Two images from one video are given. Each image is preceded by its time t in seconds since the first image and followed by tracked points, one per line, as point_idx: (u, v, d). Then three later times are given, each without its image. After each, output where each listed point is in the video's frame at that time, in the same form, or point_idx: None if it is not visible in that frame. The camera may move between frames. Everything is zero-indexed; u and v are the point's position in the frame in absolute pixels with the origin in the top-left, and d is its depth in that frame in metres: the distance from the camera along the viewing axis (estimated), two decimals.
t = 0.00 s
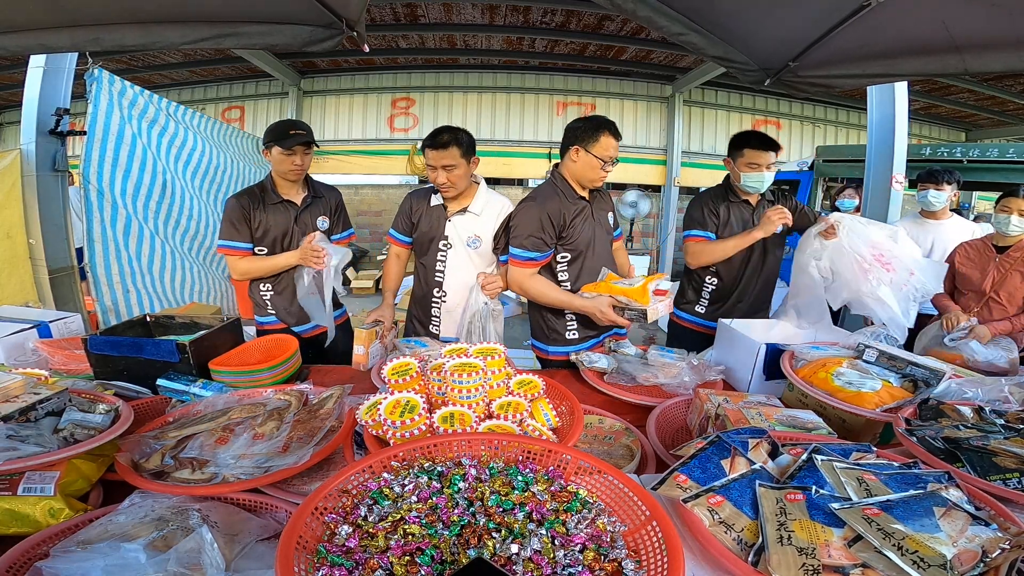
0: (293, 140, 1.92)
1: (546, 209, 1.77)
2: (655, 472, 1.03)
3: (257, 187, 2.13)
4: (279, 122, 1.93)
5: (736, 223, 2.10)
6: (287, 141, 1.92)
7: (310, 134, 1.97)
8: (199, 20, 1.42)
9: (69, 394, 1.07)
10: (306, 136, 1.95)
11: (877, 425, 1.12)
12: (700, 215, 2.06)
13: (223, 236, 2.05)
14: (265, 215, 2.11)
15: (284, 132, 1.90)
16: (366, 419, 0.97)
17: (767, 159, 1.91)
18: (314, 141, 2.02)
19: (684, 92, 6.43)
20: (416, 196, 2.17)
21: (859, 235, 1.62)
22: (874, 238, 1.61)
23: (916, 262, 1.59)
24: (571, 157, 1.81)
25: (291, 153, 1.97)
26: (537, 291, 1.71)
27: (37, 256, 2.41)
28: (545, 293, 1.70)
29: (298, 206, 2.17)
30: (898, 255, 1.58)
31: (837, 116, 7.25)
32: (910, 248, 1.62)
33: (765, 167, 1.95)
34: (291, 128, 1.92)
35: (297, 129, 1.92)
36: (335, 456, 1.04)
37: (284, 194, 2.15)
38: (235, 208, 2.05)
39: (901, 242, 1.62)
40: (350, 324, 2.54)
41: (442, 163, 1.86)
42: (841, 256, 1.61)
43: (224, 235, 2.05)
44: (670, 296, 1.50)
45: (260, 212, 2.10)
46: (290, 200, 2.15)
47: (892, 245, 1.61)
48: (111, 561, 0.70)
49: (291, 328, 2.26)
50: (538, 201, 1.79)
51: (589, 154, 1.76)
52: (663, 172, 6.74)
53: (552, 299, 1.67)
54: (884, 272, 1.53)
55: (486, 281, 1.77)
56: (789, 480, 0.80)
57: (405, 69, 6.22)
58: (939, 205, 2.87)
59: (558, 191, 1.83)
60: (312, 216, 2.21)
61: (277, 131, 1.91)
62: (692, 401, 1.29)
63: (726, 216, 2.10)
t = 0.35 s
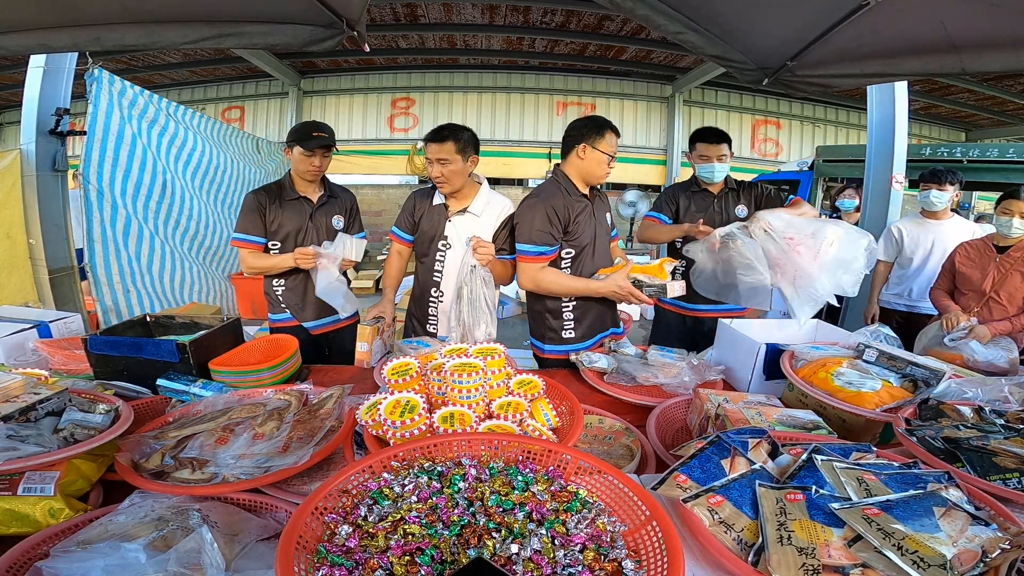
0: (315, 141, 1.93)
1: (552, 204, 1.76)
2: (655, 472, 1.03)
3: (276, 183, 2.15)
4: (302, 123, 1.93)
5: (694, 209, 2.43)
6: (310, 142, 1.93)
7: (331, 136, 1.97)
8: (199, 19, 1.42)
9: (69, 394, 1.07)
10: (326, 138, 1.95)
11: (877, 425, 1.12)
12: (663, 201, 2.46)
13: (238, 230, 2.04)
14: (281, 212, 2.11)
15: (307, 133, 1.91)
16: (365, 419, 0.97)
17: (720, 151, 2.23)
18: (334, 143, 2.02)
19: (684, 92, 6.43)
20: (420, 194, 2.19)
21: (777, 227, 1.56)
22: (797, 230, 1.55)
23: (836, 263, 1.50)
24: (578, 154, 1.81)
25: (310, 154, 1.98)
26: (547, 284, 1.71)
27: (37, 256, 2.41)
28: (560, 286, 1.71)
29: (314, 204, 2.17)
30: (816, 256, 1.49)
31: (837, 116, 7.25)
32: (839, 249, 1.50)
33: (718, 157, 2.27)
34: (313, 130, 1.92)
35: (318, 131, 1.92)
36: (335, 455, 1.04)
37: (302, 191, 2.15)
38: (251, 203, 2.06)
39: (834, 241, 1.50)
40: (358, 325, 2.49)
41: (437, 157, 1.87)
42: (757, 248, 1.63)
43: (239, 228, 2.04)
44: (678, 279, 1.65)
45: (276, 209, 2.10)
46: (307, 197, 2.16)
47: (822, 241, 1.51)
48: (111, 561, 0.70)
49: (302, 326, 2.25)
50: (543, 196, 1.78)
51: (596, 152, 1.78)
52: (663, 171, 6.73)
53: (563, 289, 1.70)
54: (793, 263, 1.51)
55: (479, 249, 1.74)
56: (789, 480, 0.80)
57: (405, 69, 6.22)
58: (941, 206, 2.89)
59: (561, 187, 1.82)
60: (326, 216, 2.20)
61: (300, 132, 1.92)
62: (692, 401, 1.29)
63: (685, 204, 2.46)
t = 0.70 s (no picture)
0: (328, 147, 1.92)
1: (561, 202, 1.76)
2: (655, 472, 1.03)
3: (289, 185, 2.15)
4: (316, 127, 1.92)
5: (686, 207, 2.46)
6: (323, 147, 1.92)
7: (344, 143, 1.95)
8: (199, 20, 1.42)
9: (69, 394, 1.07)
10: (339, 144, 1.94)
11: (877, 425, 1.12)
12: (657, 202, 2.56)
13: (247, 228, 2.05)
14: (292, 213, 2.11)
15: (321, 138, 1.91)
16: (365, 419, 0.97)
17: (713, 151, 2.22)
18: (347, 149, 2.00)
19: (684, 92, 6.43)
20: (424, 192, 2.24)
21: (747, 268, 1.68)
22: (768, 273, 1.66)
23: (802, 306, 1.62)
24: (584, 154, 1.81)
25: (322, 160, 1.97)
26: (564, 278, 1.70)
27: (37, 256, 2.41)
28: (574, 278, 1.71)
29: (324, 207, 2.15)
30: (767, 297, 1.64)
31: (837, 116, 7.25)
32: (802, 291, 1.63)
33: (711, 157, 2.26)
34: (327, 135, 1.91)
35: (331, 136, 1.92)
36: (335, 456, 1.04)
37: (314, 193, 2.15)
38: (264, 204, 2.08)
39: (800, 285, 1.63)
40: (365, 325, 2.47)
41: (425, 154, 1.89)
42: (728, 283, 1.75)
43: (247, 227, 2.04)
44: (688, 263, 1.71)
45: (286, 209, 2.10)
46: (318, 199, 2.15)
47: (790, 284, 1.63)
48: (111, 561, 0.70)
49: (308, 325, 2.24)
50: (550, 194, 1.78)
51: (603, 152, 1.80)
52: (663, 171, 6.74)
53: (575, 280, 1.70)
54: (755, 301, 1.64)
55: (462, 246, 1.71)
56: (789, 480, 0.80)
57: (405, 69, 6.22)
58: (943, 206, 2.89)
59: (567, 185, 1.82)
60: (336, 218, 2.18)
61: (314, 137, 1.91)
62: (692, 401, 1.29)
63: (679, 204, 2.50)
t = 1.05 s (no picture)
0: (320, 146, 1.88)
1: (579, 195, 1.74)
2: (655, 472, 1.03)
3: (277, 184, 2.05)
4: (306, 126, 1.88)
5: (694, 209, 2.46)
6: (315, 146, 1.88)
7: (334, 140, 1.91)
8: (198, 20, 1.42)
9: (69, 394, 1.07)
10: (330, 142, 1.91)
11: (877, 425, 1.12)
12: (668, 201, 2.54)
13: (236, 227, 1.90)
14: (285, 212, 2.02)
15: (312, 137, 1.86)
16: (366, 419, 0.97)
17: (723, 155, 2.20)
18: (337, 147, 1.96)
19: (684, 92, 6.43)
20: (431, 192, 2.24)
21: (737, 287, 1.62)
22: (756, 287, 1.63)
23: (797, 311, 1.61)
24: (594, 155, 1.81)
25: (314, 159, 1.93)
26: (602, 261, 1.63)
27: (37, 256, 2.41)
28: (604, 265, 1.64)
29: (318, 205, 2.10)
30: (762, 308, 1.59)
31: (837, 116, 7.26)
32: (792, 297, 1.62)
33: (720, 161, 2.24)
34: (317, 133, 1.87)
35: (321, 134, 1.87)
36: (335, 456, 1.04)
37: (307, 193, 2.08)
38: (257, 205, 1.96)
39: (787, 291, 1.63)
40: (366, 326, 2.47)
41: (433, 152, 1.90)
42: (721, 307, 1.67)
43: (238, 226, 1.90)
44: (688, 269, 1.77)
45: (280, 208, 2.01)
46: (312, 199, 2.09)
47: (781, 293, 1.61)
48: (111, 561, 0.70)
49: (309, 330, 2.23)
50: (568, 187, 1.76)
51: (613, 156, 1.80)
52: (663, 171, 6.74)
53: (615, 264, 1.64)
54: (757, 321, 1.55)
55: (456, 249, 1.68)
56: (788, 480, 0.80)
57: (405, 69, 6.22)
58: (944, 205, 2.89)
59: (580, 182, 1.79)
60: (331, 218, 2.13)
61: (304, 134, 1.86)
62: (692, 401, 1.29)
63: (688, 204, 2.49)
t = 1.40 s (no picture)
0: (302, 147, 1.80)
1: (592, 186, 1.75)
2: (655, 472, 1.03)
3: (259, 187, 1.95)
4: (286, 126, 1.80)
5: (684, 212, 2.47)
6: (296, 147, 1.79)
7: (317, 141, 1.83)
8: (197, 20, 1.42)
9: (69, 394, 1.07)
10: (313, 142, 1.83)
11: (877, 426, 1.11)
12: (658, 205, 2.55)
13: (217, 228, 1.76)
14: (272, 216, 1.93)
15: (292, 138, 1.77)
16: (365, 419, 0.97)
17: (708, 157, 2.18)
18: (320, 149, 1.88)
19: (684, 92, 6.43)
20: (434, 192, 2.24)
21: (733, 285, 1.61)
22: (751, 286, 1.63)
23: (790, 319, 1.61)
24: (610, 157, 1.81)
25: (296, 161, 1.84)
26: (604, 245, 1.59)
27: (37, 256, 2.41)
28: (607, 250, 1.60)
29: (305, 207, 2.00)
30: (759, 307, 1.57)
31: (837, 116, 7.26)
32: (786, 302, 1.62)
33: (705, 163, 2.23)
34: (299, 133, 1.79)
35: (304, 134, 1.79)
36: (335, 456, 1.04)
37: (291, 195, 1.98)
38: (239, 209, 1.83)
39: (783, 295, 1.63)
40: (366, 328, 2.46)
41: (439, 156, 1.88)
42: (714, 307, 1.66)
43: (219, 230, 1.76)
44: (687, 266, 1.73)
45: (267, 212, 1.92)
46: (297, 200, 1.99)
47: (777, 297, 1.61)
48: (111, 561, 0.70)
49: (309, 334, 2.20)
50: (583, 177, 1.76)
51: (627, 161, 1.82)
52: (663, 171, 6.74)
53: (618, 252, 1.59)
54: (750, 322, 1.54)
55: (466, 253, 1.67)
56: (789, 480, 0.80)
57: (405, 69, 6.22)
58: (945, 205, 2.89)
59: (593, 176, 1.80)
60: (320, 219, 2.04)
61: (284, 136, 1.77)
62: (692, 401, 1.29)
63: (678, 207, 2.50)
